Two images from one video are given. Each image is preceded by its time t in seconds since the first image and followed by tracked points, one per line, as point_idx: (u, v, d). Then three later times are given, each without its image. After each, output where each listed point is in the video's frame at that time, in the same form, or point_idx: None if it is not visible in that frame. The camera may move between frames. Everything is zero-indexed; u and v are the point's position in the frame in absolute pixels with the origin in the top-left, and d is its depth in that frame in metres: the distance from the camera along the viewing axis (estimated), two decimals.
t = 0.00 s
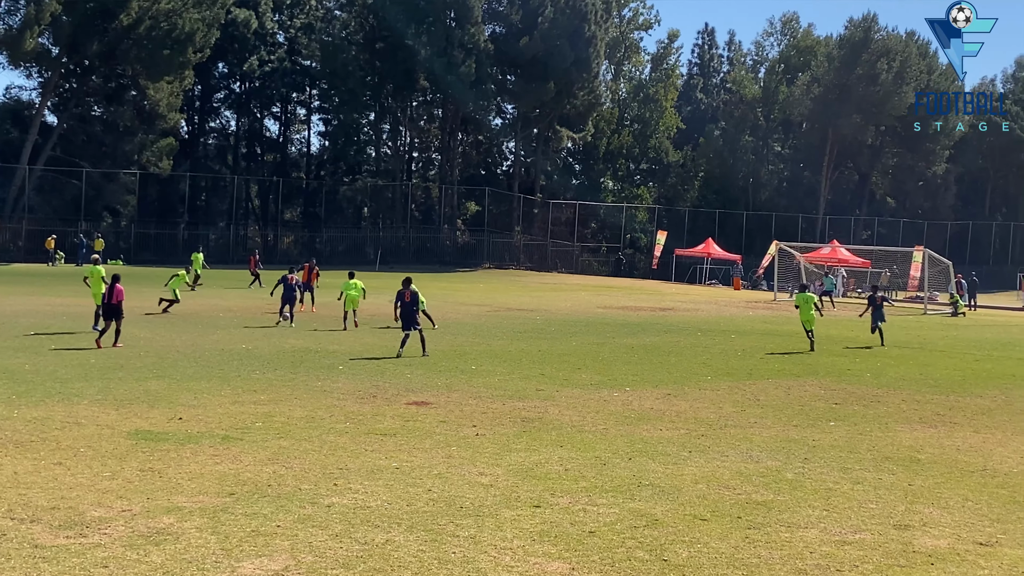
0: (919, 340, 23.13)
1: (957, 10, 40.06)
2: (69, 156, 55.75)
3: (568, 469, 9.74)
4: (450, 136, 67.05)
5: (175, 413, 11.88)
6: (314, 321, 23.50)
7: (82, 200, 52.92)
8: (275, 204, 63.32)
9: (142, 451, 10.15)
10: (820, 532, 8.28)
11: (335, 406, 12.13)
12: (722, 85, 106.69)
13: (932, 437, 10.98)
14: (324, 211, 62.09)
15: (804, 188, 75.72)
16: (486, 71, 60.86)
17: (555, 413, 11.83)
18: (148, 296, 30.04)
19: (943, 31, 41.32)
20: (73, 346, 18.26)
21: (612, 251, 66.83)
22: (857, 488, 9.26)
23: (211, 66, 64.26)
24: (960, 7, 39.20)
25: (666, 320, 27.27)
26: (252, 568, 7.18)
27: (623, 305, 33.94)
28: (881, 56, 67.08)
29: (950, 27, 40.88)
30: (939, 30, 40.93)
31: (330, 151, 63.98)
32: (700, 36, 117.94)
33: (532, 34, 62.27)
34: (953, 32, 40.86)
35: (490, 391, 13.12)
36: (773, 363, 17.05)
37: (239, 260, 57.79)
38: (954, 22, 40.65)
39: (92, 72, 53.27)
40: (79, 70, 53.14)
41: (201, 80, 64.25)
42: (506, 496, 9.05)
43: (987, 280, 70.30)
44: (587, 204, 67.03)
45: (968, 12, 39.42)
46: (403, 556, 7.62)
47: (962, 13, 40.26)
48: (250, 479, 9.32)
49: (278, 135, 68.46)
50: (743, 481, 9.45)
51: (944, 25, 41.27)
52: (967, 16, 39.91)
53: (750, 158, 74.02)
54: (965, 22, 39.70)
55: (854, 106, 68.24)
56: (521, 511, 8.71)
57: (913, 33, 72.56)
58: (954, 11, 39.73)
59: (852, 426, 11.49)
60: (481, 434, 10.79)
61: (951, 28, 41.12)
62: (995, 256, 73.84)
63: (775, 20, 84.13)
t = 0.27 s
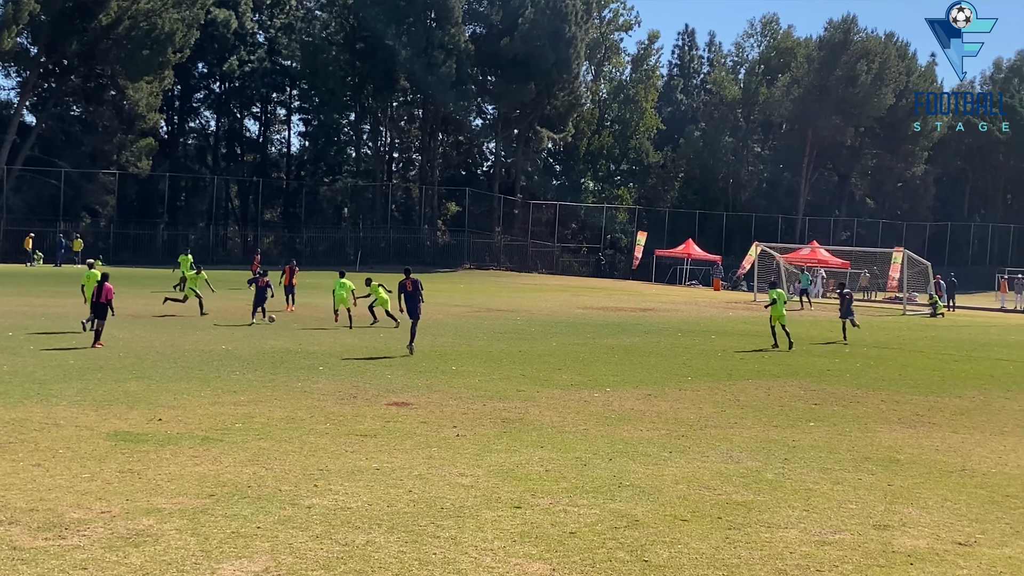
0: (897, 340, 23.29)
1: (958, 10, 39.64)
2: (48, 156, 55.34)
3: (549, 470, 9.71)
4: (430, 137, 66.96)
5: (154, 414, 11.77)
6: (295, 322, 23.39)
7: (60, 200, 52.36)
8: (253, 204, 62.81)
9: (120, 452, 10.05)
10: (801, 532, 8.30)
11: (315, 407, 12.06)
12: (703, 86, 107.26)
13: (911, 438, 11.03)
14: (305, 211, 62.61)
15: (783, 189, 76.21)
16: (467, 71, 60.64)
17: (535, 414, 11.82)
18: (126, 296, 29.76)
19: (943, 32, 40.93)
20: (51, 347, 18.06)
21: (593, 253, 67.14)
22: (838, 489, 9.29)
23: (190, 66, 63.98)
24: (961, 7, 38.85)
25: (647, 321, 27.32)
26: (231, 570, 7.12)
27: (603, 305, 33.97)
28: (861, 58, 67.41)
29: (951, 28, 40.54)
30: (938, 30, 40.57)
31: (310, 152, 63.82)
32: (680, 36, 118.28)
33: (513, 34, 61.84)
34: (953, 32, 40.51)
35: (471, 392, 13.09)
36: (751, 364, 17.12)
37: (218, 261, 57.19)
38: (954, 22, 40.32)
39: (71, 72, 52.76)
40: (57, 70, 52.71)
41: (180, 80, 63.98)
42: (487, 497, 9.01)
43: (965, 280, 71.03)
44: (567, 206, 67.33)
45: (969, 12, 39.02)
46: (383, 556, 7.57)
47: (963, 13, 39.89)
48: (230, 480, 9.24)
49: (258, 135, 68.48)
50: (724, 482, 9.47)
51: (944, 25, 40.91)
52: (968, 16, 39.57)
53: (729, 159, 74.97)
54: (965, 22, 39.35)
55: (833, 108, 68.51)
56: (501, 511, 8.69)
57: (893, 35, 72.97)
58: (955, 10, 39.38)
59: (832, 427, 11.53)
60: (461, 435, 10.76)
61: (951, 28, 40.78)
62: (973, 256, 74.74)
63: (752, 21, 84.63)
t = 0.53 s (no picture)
0: (884, 340, 23.40)
1: (958, 10, 39.72)
2: (35, 156, 55.10)
3: (536, 470, 9.70)
4: (418, 137, 66.89)
5: (141, 414, 11.70)
6: (282, 322, 23.30)
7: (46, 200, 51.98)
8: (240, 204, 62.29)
9: (107, 452, 9.99)
10: (788, 532, 8.32)
11: (303, 407, 12.01)
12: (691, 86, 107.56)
13: (898, 438, 11.07)
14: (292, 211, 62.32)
15: (771, 189, 76.26)
16: (454, 71, 60.52)
17: (523, 414, 11.81)
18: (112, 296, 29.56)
19: (943, 31, 41.17)
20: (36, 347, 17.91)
21: (580, 253, 67.09)
22: (825, 489, 9.31)
23: (177, 66, 63.71)
24: (961, 8, 39.00)
25: (635, 320, 27.35)
26: (218, 571, 7.08)
27: (591, 305, 33.98)
28: (847, 59, 67.86)
29: (951, 28, 40.76)
30: (939, 30, 40.84)
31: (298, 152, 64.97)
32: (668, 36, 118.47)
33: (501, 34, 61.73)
34: (954, 33, 40.75)
35: (459, 392, 13.07)
36: (738, 364, 17.17)
37: (206, 261, 57.07)
38: (954, 23, 40.55)
39: (57, 71, 52.46)
40: (44, 69, 52.45)
41: (167, 81, 63.74)
42: (474, 497, 9.00)
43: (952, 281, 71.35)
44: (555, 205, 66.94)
45: (968, 13, 39.12)
46: (370, 557, 7.55)
47: (963, 13, 40.00)
48: (217, 481, 9.19)
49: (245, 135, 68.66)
50: (711, 481, 9.48)
51: (944, 25, 41.13)
52: (968, 17, 39.68)
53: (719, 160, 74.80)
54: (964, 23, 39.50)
55: (820, 108, 68.92)
56: (489, 512, 8.68)
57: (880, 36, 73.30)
58: (955, 11, 39.57)
59: (819, 427, 11.56)
60: (449, 436, 10.74)
61: (951, 28, 41.03)
62: (960, 257, 74.90)
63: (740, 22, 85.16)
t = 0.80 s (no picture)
0: (873, 341, 23.53)
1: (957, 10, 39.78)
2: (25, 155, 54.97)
3: (527, 470, 9.70)
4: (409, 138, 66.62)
5: (131, 414, 11.67)
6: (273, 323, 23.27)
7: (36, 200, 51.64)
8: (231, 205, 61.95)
9: (97, 453, 9.95)
10: (778, 533, 8.34)
11: (293, 408, 11.98)
12: (681, 87, 107.87)
13: (888, 438, 11.11)
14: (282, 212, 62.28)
15: (761, 190, 76.68)
16: (446, 71, 60.62)
17: (514, 415, 11.81)
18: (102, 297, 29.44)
19: (943, 31, 41.33)
20: (24, 347, 17.82)
21: (571, 253, 67.12)
22: (815, 489, 9.33)
23: (168, 66, 63.62)
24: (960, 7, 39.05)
25: (626, 321, 27.39)
26: (209, 571, 7.06)
27: (582, 306, 34.01)
28: (839, 59, 67.77)
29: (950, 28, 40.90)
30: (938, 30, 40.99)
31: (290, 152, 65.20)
32: (658, 38, 118.74)
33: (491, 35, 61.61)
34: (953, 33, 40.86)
35: (450, 392, 13.09)
36: (729, 364, 17.20)
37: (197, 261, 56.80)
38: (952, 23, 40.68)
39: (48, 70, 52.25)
40: (34, 69, 52.20)
41: (157, 81, 63.67)
42: (465, 497, 8.99)
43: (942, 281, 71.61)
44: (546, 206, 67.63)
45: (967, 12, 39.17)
46: (361, 558, 7.53)
47: (963, 13, 40.12)
48: (208, 481, 9.16)
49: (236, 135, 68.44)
50: (701, 482, 9.49)
51: (945, 25, 41.27)
52: (968, 17, 39.81)
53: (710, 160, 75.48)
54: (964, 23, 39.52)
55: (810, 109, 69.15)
56: (479, 512, 8.68)
57: (870, 36, 73.48)
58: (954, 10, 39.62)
59: (809, 427, 11.59)
60: (440, 436, 10.73)
61: (951, 28, 41.17)
62: (950, 258, 75.32)
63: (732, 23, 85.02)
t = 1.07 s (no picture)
0: (860, 341, 23.62)
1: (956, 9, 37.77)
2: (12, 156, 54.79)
3: (515, 471, 9.69)
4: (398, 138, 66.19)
5: (118, 415, 11.62)
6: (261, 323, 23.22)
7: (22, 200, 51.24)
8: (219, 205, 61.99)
9: (83, 454, 9.89)
10: (765, 533, 8.36)
11: (281, 408, 11.95)
12: (669, 87, 108.23)
13: (875, 438, 11.15)
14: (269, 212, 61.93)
15: (750, 190, 76.34)
16: (434, 72, 60.82)
17: (502, 415, 11.80)
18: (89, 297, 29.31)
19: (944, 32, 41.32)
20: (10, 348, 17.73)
21: (559, 253, 67.51)
22: (803, 489, 9.34)
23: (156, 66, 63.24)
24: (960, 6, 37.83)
25: (614, 321, 27.41)
26: (196, 572, 7.04)
27: (571, 306, 34.04)
28: (826, 61, 67.97)
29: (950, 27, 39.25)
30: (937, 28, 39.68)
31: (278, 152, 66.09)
32: (647, 40, 118.89)
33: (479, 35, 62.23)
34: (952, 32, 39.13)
35: (438, 393, 13.08)
36: (717, 365, 17.23)
37: (184, 261, 56.77)
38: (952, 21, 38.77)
39: (34, 70, 51.89)
40: (21, 69, 51.84)
41: (145, 81, 63.19)
42: (453, 498, 8.98)
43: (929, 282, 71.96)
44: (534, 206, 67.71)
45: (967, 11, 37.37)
46: (349, 558, 7.51)
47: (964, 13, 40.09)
48: (195, 482, 9.12)
49: (224, 135, 68.48)
50: (689, 482, 9.50)
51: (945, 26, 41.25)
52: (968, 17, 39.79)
53: (699, 160, 76.47)
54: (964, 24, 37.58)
55: (799, 111, 69.29)
56: (467, 513, 8.66)
57: (858, 38, 73.45)
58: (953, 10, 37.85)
59: (797, 428, 11.62)
60: (428, 436, 10.71)
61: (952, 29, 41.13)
62: (936, 259, 74.79)
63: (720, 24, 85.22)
